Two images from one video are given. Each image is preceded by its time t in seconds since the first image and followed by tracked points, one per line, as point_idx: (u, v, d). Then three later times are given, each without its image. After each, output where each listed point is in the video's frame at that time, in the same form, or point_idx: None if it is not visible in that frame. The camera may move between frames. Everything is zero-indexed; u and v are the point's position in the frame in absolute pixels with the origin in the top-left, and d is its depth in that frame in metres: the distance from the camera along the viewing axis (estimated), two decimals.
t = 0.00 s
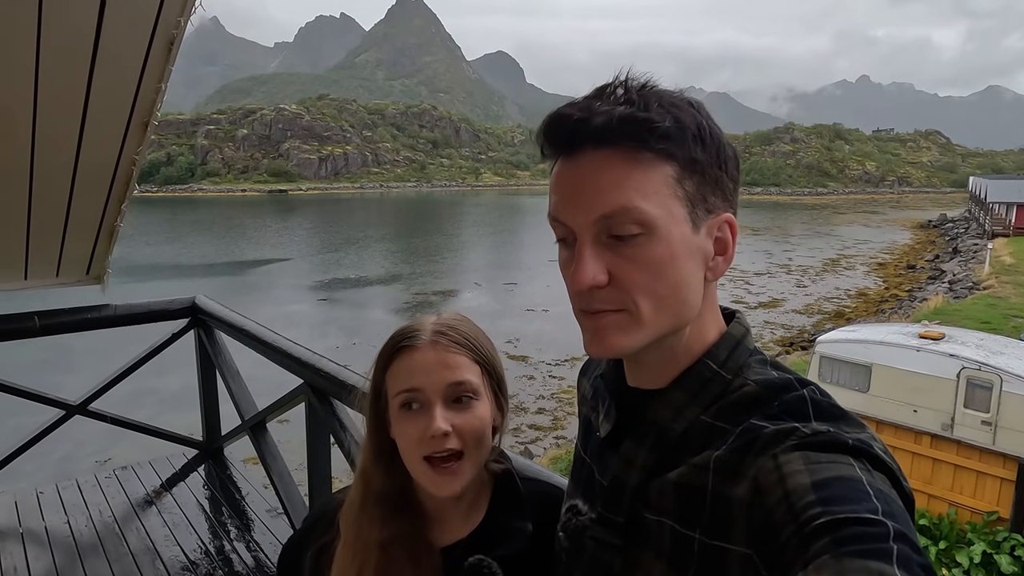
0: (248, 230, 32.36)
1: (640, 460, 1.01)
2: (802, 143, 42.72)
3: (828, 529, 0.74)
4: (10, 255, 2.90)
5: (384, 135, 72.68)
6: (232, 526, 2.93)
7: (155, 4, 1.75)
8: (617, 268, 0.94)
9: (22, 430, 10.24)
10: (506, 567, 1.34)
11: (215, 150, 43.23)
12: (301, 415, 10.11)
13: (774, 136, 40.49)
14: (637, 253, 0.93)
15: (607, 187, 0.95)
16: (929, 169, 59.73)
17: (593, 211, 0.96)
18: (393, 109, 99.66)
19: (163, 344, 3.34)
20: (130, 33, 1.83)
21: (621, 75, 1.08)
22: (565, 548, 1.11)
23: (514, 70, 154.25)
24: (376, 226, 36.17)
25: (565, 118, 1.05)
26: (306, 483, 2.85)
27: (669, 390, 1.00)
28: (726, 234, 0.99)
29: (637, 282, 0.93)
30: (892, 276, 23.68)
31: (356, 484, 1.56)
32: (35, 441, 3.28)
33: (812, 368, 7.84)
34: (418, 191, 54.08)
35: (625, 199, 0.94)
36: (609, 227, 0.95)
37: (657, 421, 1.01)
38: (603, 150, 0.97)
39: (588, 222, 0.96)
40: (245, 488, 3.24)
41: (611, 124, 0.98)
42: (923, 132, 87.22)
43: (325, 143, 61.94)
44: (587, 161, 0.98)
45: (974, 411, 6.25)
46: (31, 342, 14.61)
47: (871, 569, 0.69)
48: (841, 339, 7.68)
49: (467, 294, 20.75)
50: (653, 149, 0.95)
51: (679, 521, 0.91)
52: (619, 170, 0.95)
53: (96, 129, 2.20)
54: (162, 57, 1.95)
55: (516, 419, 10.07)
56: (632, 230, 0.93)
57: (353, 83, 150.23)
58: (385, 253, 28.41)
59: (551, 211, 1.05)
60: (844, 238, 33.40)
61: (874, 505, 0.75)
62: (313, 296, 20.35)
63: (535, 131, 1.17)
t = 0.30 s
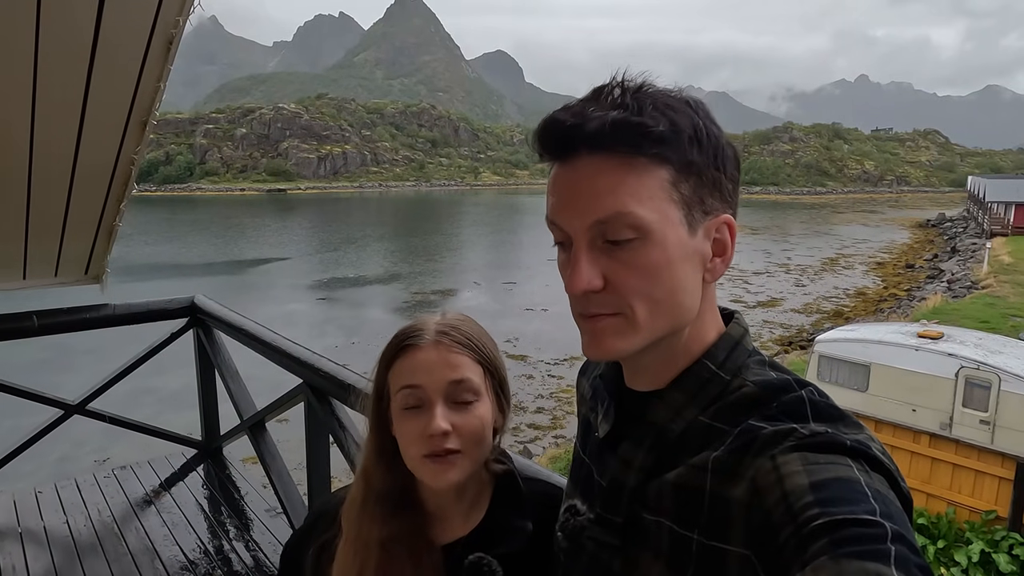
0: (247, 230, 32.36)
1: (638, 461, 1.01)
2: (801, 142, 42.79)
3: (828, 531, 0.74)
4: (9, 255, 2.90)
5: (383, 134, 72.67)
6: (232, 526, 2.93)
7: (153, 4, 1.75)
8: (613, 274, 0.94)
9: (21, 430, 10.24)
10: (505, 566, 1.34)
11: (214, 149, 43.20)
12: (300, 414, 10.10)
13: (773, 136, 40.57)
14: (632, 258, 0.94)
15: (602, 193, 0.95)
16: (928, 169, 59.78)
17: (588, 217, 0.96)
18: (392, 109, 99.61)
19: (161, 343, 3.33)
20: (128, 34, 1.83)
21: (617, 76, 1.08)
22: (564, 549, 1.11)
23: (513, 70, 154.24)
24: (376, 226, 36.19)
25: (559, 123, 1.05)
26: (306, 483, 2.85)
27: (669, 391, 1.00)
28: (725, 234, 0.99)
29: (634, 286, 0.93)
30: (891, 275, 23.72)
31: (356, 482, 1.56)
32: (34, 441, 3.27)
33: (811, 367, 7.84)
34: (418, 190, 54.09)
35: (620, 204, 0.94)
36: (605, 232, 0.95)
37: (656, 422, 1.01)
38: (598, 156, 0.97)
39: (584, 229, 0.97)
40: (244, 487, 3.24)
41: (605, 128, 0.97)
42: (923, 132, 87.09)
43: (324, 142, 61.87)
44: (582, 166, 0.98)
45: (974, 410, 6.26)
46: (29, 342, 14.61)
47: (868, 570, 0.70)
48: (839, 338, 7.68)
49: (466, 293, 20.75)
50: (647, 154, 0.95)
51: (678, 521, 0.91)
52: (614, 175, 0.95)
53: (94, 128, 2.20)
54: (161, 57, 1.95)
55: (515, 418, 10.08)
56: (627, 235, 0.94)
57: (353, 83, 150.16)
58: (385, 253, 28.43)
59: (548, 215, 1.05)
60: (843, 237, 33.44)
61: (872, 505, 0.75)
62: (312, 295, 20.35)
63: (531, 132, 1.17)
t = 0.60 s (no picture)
0: (247, 229, 32.37)
1: (637, 461, 1.01)
2: (800, 141, 42.73)
3: (825, 531, 0.74)
4: (8, 255, 2.90)
5: (383, 134, 72.71)
6: (231, 525, 2.93)
7: (152, 2, 1.75)
8: (606, 276, 0.95)
9: (21, 429, 10.25)
10: (505, 566, 1.35)
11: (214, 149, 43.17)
12: (300, 414, 10.10)
13: (772, 135, 40.55)
14: (626, 262, 0.94)
15: (595, 196, 0.96)
16: (928, 168, 59.80)
17: (581, 222, 0.96)
18: (392, 108, 99.56)
19: (161, 343, 3.34)
20: (128, 33, 1.83)
21: (616, 76, 1.07)
22: (563, 550, 1.11)
23: (512, 69, 154.24)
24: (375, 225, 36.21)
25: (555, 127, 1.05)
26: (306, 482, 2.85)
27: (667, 391, 1.00)
28: (723, 236, 0.98)
29: (629, 290, 0.94)
30: (890, 275, 23.73)
31: (357, 480, 1.57)
32: (33, 441, 3.27)
33: (811, 366, 7.85)
34: (417, 190, 54.12)
35: (615, 208, 0.94)
36: (601, 236, 0.95)
37: (654, 422, 1.01)
38: (591, 160, 0.97)
39: (578, 232, 0.97)
40: (244, 487, 3.24)
41: (599, 133, 0.97)
42: (922, 132, 87.02)
43: (323, 141, 61.84)
44: (575, 170, 0.98)
45: (973, 409, 6.26)
46: (29, 341, 14.62)
47: (867, 570, 0.70)
48: (839, 338, 7.69)
49: (466, 293, 20.73)
50: (640, 159, 0.95)
51: (675, 522, 0.91)
52: (611, 179, 0.95)
53: (94, 128, 2.20)
54: (161, 57, 1.95)
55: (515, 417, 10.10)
56: (620, 239, 0.94)
57: (353, 82, 150.10)
58: (385, 252, 28.45)
59: (544, 216, 1.05)
60: (842, 237, 33.45)
61: (870, 505, 0.75)
62: (312, 294, 20.36)
63: (530, 134, 1.17)
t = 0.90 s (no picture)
0: (247, 229, 32.39)
1: (639, 463, 1.01)
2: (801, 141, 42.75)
3: (829, 533, 0.74)
4: (10, 255, 2.91)
5: (383, 133, 72.74)
6: (233, 525, 2.93)
7: (155, 2, 1.74)
8: (601, 282, 0.95)
9: (21, 429, 10.26)
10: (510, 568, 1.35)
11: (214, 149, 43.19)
12: (300, 414, 10.09)
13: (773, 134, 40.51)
14: (624, 271, 0.94)
15: (595, 205, 0.96)
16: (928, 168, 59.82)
17: (580, 229, 0.97)
18: (392, 107, 99.49)
19: (162, 343, 3.34)
20: (130, 33, 1.83)
21: (622, 78, 1.06)
22: (566, 551, 1.11)
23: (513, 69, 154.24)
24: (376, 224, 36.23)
25: (556, 133, 1.04)
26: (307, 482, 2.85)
27: (669, 394, 1.00)
28: (727, 244, 0.97)
29: (628, 299, 0.94)
30: (891, 274, 23.74)
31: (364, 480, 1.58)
32: (34, 441, 3.27)
33: (812, 366, 7.86)
34: (418, 189, 54.15)
35: (616, 214, 0.94)
36: (599, 243, 0.96)
37: (657, 425, 1.02)
38: (589, 168, 0.97)
39: (576, 238, 0.97)
40: (245, 486, 3.24)
41: (600, 141, 0.96)
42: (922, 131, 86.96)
43: (323, 141, 61.81)
44: (575, 177, 0.98)
45: (974, 409, 6.27)
46: (29, 341, 14.63)
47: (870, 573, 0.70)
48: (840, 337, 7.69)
49: (466, 293, 20.71)
50: (641, 168, 0.94)
51: (679, 525, 0.91)
52: (609, 188, 0.95)
53: (96, 129, 2.20)
54: (163, 56, 1.95)
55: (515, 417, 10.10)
56: (619, 248, 0.94)
57: (353, 81, 150.02)
58: (385, 252, 28.48)
59: (547, 219, 1.05)
60: (843, 236, 33.45)
61: (874, 507, 0.75)
62: (312, 294, 20.36)
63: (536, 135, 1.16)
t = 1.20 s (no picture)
0: (248, 229, 32.40)
1: (645, 463, 1.01)
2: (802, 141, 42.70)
3: (838, 533, 0.74)
4: (11, 255, 2.90)
5: (384, 133, 72.75)
6: (234, 525, 2.93)
7: (158, 1, 1.74)
8: (612, 279, 0.95)
9: (23, 429, 10.26)
10: (518, 566, 1.35)
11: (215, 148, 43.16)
12: (302, 414, 10.09)
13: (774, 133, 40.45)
14: (640, 265, 0.93)
15: (613, 200, 0.95)
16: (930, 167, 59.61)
17: (597, 224, 0.96)
18: (392, 106, 99.46)
19: (164, 343, 3.34)
20: (134, 34, 1.84)
21: (635, 77, 1.07)
22: (571, 551, 1.11)
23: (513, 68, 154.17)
24: (376, 224, 36.23)
25: (571, 127, 1.04)
26: (309, 483, 2.85)
27: (676, 393, 1.00)
28: (738, 241, 0.98)
29: (643, 295, 0.94)
30: (892, 274, 23.72)
31: (375, 477, 1.58)
32: (35, 441, 3.26)
33: (813, 366, 7.86)
34: (418, 189, 54.13)
35: (633, 208, 0.94)
36: (616, 238, 0.95)
37: (664, 425, 1.01)
38: (606, 162, 0.96)
39: (592, 232, 0.97)
40: (247, 486, 3.24)
41: (616, 135, 0.96)
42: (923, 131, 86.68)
43: (324, 141, 61.81)
44: (590, 171, 0.97)
45: (975, 409, 6.28)
46: (30, 341, 14.64)
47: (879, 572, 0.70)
48: (841, 337, 7.69)
49: (467, 292, 20.71)
50: (658, 163, 0.94)
51: (686, 525, 0.91)
52: (628, 181, 0.94)
53: (97, 129, 2.20)
54: (166, 56, 1.95)
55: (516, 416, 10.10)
56: (633, 242, 0.94)
57: (353, 81, 149.92)
58: (386, 251, 28.49)
59: (558, 214, 1.05)
60: (843, 236, 33.41)
61: (882, 507, 0.75)
62: (313, 294, 20.37)
63: (547, 130, 1.15)
